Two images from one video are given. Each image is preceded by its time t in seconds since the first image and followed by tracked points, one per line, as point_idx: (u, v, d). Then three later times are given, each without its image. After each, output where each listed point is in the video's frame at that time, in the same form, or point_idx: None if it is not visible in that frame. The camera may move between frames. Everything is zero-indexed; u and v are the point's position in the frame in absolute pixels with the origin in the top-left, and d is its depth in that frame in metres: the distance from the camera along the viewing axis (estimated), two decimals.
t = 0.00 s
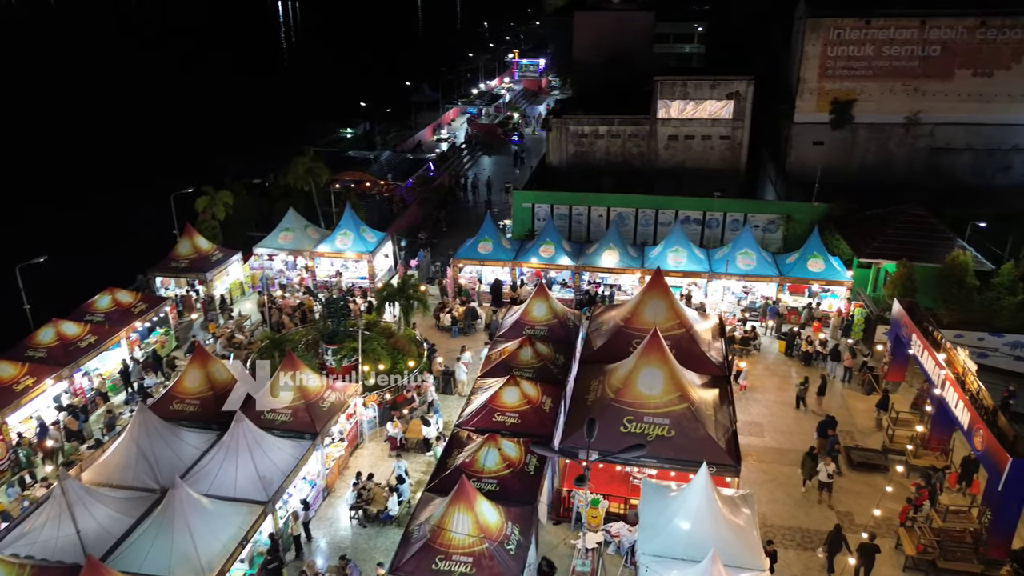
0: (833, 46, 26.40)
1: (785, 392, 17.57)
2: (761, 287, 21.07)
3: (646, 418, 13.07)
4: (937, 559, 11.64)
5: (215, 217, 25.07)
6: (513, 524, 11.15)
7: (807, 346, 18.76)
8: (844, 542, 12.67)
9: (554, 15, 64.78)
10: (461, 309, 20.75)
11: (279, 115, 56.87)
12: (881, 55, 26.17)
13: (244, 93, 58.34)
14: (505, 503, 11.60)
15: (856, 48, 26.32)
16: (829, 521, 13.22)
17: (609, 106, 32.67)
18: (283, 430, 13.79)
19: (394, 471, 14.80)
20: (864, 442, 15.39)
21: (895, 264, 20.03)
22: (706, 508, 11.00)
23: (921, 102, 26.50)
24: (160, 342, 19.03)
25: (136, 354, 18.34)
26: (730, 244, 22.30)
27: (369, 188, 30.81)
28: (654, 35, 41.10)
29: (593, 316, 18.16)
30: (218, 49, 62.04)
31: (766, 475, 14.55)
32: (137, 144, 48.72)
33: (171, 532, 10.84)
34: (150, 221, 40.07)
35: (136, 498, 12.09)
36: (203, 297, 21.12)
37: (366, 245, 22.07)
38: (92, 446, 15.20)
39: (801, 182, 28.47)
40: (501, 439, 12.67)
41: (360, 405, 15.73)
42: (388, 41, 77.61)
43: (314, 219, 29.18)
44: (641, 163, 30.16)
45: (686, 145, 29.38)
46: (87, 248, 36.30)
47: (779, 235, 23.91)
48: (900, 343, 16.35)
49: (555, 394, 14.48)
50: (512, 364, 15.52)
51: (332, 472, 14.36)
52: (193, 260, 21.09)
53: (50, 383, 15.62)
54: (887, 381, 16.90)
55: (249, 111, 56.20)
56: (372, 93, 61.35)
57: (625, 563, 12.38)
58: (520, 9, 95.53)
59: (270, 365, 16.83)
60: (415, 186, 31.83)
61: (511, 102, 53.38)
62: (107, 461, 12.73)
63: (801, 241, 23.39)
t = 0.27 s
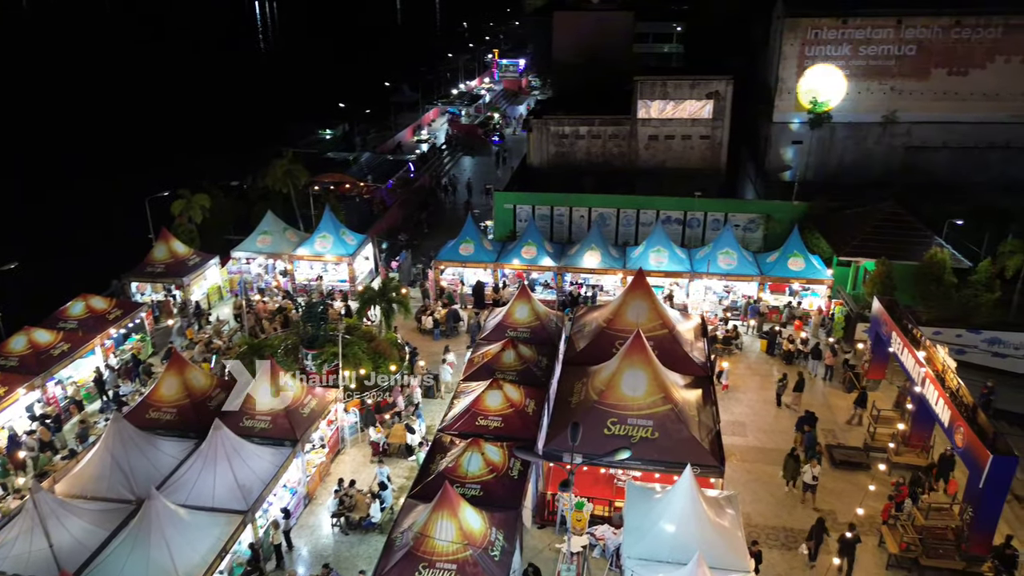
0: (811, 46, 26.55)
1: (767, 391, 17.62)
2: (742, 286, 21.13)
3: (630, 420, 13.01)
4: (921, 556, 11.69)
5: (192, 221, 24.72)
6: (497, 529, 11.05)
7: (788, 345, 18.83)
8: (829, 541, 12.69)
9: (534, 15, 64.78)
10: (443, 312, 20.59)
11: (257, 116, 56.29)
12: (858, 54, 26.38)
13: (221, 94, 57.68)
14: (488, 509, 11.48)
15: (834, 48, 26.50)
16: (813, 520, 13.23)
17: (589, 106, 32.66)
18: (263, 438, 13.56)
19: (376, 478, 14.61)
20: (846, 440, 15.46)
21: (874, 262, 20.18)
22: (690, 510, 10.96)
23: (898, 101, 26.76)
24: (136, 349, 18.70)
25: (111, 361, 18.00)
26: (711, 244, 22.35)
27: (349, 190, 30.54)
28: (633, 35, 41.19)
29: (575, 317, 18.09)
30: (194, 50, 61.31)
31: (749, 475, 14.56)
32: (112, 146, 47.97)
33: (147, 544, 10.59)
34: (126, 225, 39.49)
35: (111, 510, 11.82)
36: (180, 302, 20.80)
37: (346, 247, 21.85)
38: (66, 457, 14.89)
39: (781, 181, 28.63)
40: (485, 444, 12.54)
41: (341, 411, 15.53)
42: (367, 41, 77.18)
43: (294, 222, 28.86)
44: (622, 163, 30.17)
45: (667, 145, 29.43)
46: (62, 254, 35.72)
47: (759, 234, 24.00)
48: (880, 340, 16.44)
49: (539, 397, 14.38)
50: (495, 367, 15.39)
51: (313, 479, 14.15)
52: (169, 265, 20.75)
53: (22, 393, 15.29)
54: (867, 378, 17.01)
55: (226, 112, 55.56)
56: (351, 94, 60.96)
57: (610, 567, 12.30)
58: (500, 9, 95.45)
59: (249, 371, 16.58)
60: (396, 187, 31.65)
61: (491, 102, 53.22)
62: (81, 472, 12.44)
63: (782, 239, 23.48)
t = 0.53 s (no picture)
0: (784, 45, 26.76)
1: (745, 389, 17.68)
2: (719, 285, 21.20)
3: (609, 422, 12.95)
4: (900, 552, 11.79)
5: (163, 225, 24.25)
6: (477, 536, 10.92)
7: (765, 343, 18.93)
8: (809, 538, 12.77)
9: (508, 15, 64.74)
10: (420, 315, 20.39)
11: (228, 118, 55.51)
12: (829, 54, 26.64)
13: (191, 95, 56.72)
14: (468, 515, 11.35)
15: (806, 48, 26.73)
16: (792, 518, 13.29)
17: (565, 106, 32.64)
18: (237, 447, 13.29)
19: (353, 485, 14.39)
20: (824, 438, 15.57)
21: (848, 259, 20.37)
22: (671, 512, 10.92)
23: (869, 100, 27.08)
24: (105, 358, 18.26)
25: (79, 371, 17.55)
26: (688, 243, 22.40)
27: (323, 193, 30.20)
28: (607, 35, 41.28)
29: (553, 319, 18.00)
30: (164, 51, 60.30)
31: (729, 475, 14.58)
32: (77, 149, 46.61)
33: (118, 559, 10.31)
34: (95, 230, 38.68)
35: (79, 524, 11.48)
36: (150, 309, 20.35)
37: (321, 251, 21.58)
38: (32, 472, 14.47)
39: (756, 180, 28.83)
40: (464, 449, 12.41)
41: (317, 418, 15.30)
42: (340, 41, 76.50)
43: (267, 225, 28.44)
44: (598, 163, 30.19)
45: (642, 145, 29.50)
46: (29, 259, 34.86)
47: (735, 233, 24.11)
48: (855, 338, 16.58)
49: (518, 400, 14.27)
50: (473, 371, 15.24)
51: (289, 488, 13.92)
52: (139, 271, 20.30)
53: None
54: (844, 376, 17.13)
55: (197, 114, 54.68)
56: (325, 95, 60.42)
57: (591, 570, 12.23)
58: (474, 9, 95.29)
59: (221, 378, 16.27)
60: (371, 189, 31.38)
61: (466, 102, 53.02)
62: (47, 486, 12.08)
63: (757, 238, 23.62)
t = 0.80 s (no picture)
0: (759, 45, 26.92)
1: (725, 389, 17.72)
2: (697, 285, 21.25)
3: (591, 425, 12.86)
4: (880, 550, 11.86)
5: (134, 230, 23.80)
6: (458, 543, 10.80)
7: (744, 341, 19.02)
8: (790, 536, 12.80)
9: (484, 15, 64.65)
10: (398, 318, 20.19)
11: (202, 120, 54.78)
12: (804, 53, 26.85)
13: (163, 96, 55.84)
14: (449, 522, 11.21)
15: (781, 47, 26.91)
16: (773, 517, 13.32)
17: (542, 106, 32.59)
18: (213, 456, 13.04)
19: (332, 492, 14.18)
20: (803, 436, 15.65)
21: (825, 258, 20.51)
22: (653, 515, 10.87)
23: (843, 99, 27.34)
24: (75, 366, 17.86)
25: (48, 380, 17.15)
26: (666, 243, 22.43)
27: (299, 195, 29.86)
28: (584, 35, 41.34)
29: (533, 320, 17.90)
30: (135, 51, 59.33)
31: (710, 474, 14.59)
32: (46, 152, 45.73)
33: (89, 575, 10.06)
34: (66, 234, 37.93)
35: (48, 539, 11.11)
36: (122, 315, 19.95)
37: (297, 254, 21.32)
38: None
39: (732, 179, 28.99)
40: (444, 454, 12.26)
41: (295, 424, 15.06)
42: (315, 41, 75.85)
43: (242, 229, 28.04)
44: (576, 164, 30.17)
45: (620, 145, 29.52)
46: None
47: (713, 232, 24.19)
48: (833, 336, 16.67)
49: (498, 403, 14.15)
50: (453, 374, 15.10)
51: (266, 496, 13.68)
52: (110, 277, 19.88)
53: None
54: (822, 373, 17.24)
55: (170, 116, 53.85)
56: (300, 96, 59.88)
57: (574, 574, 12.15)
58: (450, 9, 95.13)
59: (196, 386, 16.04)
60: (348, 191, 31.11)
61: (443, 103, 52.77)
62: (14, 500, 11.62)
63: (735, 237, 23.73)
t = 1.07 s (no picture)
0: (734, 44, 27.05)
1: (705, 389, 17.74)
2: (676, 284, 21.29)
3: (572, 428, 12.77)
4: (860, 547, 11.91)
5: (105, 235, 23.32)
6: (439, 550, 10.66)
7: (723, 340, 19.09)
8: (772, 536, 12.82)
9: (460, 16, 64.49)
10: (377, 321, 19.98)
11: (175, 122, 54.03)
12: (778, 53, 27.04)
13: (130, 100, 54.81)
14: (430, 529, 11.06)
15: (755, 47, 27.07)
16: (755, 517, 13.33)
17: (519, 107, 32.50)
18: (187, 467, 12.77)
19: (310, 500, 13.96)
20: (783, 435, 15.70)
21: (802, 256, 20.63)
22: (636, 518, 10.82)
23: (818, 98, 27.58)
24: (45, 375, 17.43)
25: (16, 390, 16.71)
26: (645, 243, 22.46)
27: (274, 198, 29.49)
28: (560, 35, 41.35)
29: (513, 323, 17.77)
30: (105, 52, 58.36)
31: (692, 475, 14.57)
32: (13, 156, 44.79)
33: None
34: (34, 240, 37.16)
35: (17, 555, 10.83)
36: (93, 322, 19.52)
37: (272, 258, 21.03)
38: None
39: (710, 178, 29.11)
40: (424, 460, 12.09)
41: (272, 432, 14.81)
42: (291, 42, 75.26)
43: (216, 233, 27.62)
44: (554, 164, 30.12)
45: (597, 146, 29.51)
46: None
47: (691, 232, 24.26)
48: (811, 333, 16.73)
49: (479, 407, 14.02)
50: (433, 379, 14.94)
51: (243, 506, 13.43)
52: (80, 283, 19.46)
53: None
54: (801, 371, 17.32)
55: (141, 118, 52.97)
56: (275, 98, 59.29)
57: None
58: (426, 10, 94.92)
59: (170, 394, 15.80)
60: (324, 193, 30.81)
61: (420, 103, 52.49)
62: None
63: (713, 236, 23.81)
